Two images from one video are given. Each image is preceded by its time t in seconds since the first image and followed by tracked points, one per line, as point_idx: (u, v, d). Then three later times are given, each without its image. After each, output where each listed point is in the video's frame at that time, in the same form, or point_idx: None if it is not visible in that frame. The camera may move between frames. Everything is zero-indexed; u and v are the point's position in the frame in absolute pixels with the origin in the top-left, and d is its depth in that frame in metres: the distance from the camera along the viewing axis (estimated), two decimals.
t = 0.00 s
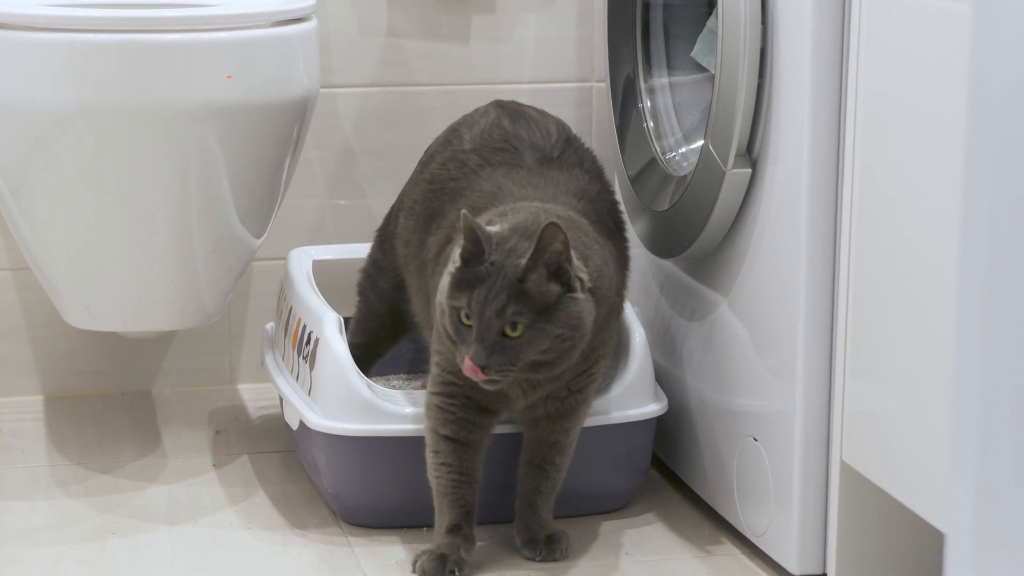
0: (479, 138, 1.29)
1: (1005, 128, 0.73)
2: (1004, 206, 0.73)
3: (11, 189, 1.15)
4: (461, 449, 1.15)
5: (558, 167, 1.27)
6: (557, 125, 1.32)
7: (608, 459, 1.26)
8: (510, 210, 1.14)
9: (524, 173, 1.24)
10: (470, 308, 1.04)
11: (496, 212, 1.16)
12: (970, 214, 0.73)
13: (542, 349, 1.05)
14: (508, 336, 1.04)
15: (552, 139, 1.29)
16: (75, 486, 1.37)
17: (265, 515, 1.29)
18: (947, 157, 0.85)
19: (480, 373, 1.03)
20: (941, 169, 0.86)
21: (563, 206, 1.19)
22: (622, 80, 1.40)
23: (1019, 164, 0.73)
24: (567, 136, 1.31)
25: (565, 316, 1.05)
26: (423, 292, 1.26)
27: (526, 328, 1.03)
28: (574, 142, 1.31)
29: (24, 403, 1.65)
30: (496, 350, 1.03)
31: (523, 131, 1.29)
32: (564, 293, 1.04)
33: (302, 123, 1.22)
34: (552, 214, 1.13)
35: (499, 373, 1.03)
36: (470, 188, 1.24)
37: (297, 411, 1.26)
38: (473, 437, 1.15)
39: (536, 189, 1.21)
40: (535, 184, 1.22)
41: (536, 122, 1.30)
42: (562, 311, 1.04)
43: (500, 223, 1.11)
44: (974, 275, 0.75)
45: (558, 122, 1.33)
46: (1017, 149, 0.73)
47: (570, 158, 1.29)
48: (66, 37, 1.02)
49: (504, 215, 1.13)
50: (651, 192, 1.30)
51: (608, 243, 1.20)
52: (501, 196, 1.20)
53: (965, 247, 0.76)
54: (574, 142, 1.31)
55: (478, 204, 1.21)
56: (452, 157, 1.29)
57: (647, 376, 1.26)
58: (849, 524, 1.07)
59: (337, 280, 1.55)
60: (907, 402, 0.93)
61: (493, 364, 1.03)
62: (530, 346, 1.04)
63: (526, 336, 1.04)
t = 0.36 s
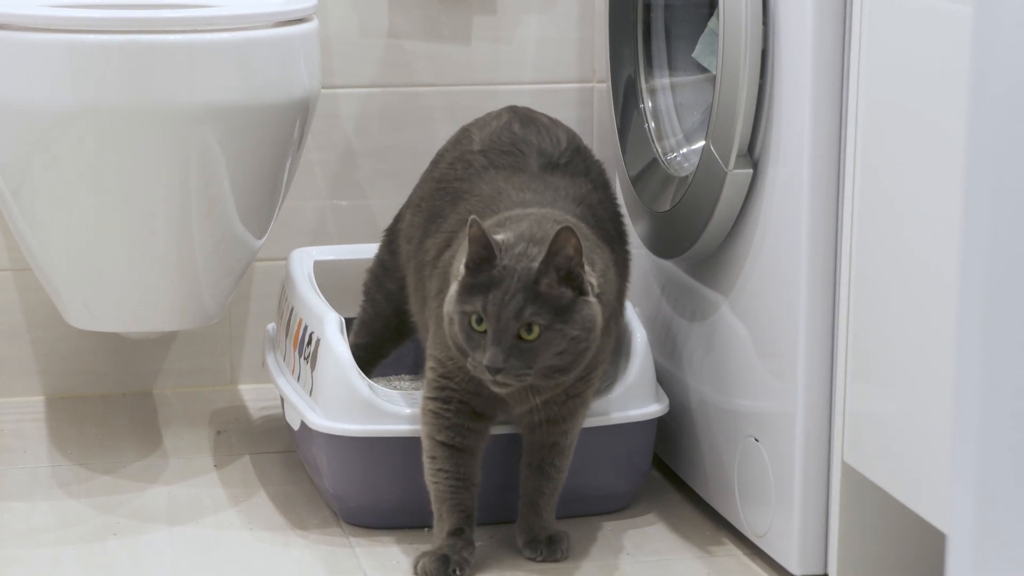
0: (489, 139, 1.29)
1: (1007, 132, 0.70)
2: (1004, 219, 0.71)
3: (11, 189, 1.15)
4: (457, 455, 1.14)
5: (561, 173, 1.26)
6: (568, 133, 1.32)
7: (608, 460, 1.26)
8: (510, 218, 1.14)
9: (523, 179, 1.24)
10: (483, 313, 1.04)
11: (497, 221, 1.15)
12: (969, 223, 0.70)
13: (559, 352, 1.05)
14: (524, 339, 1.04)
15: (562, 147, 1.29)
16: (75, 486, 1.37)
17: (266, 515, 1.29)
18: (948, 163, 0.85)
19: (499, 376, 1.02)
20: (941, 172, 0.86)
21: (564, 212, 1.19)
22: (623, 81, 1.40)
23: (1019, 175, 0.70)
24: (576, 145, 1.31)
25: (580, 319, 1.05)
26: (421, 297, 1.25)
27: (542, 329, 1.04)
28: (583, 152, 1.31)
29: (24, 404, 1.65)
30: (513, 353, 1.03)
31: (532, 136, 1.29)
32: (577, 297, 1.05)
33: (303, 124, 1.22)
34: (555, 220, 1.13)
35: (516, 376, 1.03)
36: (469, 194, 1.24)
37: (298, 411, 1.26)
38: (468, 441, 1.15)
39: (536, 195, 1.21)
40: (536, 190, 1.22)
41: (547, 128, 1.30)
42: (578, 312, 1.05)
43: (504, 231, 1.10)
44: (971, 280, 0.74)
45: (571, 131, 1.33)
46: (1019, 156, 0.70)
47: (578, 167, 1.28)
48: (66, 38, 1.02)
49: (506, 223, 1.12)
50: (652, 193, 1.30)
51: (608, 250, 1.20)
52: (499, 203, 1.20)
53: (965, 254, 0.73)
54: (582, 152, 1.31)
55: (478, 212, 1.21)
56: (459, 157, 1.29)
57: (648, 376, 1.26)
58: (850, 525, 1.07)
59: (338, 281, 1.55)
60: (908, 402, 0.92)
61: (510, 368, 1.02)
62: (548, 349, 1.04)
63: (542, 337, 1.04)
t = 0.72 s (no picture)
0: (504, 137, 1.29)
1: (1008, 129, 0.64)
2: (1003, 221, 0.66)
3: (12, 190, 1.15)
4: (455, 459, 1.14)
5: (566, 179, 1.26)
6: (583, 141, 1.32)
7: (608, 461, 1.26)
8: (513, 225, 1.14)
9: (526, 183, 1.24)
10: (486, 324, 1.04)
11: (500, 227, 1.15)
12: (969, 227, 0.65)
13: (565, 361, 1.05)
14: (529, 350, 1.04)
15: (575, 153, 1.29)
16: (76, 487, 1.37)
17: (266, 516, 1.29)
18: (948, 164, 0.85)
19: (506, 387, 1.02)
20: (942, 169, 0.86)
21: (568, 219, 1.19)
22: (624, 81, 1.40)
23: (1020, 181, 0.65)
24: (589, 153, 1.31)
25: (585, 330, 1.05)
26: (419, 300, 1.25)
27: (549, 339, 1.04)
28: (594, 160, 1.31)
29: (26, 405, 1.65)
30: (520, 363, 1.03)
31: (547, 140, 1.29)
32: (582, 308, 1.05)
33: (303, 125, 1.22)
34: (557, 228, 1.13)
35: (522, 388, 1.03)
36: (469, 198, 1.24)
37: (298, 412, 1.26)
38: (466, 445, 1.15)
39: (540, 199, 1.21)
40: (542, 194, 1.22)
41: (563, 134, 1.30)
42: (583, 323, 1.05)
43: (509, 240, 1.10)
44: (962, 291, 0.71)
45: (587, 140, 1.33)
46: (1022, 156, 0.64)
47: (585, 173, 1.28)
48: (66, 39, 1.03)
49: (511, 231, 1.12)
50: (653, 194, 1.30)
51: (609, 257, 1.20)
52: (499, 208, 1.20)
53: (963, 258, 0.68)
54: (595, 160, 1.31)
55: (479, 215, 1.21)
56: (472, 152, 1.29)
57: (649, 378, 1.26)
58: (850, 525, 1.07)
59: (339, 282, 1.55)
60: (908, 403, 0.92)
61: (516, 379, 1.02)
62: (552, 360, 1.04)
63: (548, 347, 1.04)
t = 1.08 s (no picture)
0: (504, 139, 1.29)
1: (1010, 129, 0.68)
2: (1005, 222, 0.69)
3: (11, 190, 1.15)
4: (454, 461, 1.14)
5: (566, 182, 1.26)
6: (583, 144, 1.32)
7: (608, 462, 1.26)
8: (512, 230, 1.14)
9: (526, 186, 1.24)
10: (490, 330, 1.04)
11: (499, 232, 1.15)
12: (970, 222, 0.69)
13: (571, 365, 1.06)
14: (536, 355, 1.04)
15: (574, 156, 1.29)
16: (76, 488, 1.37)
17: (265, 517, 1.29)
18: (947, 165, 0.85)
19: (514, 394, 1.02)
20: (942, 168, 0.86)
21: (568, 222, 1.19)
22: (623, 82, 1.40)
23: (1020, 175, 0.68)
24: (589, 156, 1.31)
25: (591, 333, 1.05)
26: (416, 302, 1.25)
27: (555, 343, 1.04)
28: (594, 163, 1.31)
29: (25, 406, 1.65)
30: (527, 369, 1.03)
31: (548, 144, 1.29)
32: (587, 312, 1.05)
33: (303, 126, 1.22)
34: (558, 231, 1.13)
35: (530, 393, 1.03)
36: (467, 200, 1.24)
37: (298, 413, 1.26)
38: (464, 448, 1.15)
39: (540, 203, 1.21)
40: (542, 198, 1.22)
41: (563, 137, 1.31)
42: (589, 326, 1.05)
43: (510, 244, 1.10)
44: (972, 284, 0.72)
45: (588, 143, 1.33)
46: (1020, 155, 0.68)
47: (585, 176, 1.28)
48: (66, 40, 1.03)
49: (511, 235, 1.12)
50: (652, 195, 1.30)
51: (609, 260, 1.20)
52: (496, 211, 1.20)
53: (965, 260, 0.72)
54: (595, 163, 1.31)
55: (478, 218, 1.20)
56: (472, 153, 1.29)
57: (648, 379, 1.26)
58: (849, 526, 1.07)
59: (339, 283, 1.55)
60: (907, 403, 0.93)
61: (523, 385, 1.03)
62: (559, 364, 1.04)
63: (555, 352, 1.04)
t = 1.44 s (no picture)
0: (499, 141, 1.29)
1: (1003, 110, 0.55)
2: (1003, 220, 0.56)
3: (11, 191, 1.15)
4: (453, 463, 1.14)
5: (565, 183, 1.26)
6: (579, 145, 1.32)
7: (607, 462, 1.26)
8: (510, 232, 1.13)
9: (523, 187, 1.24)
10: (492, 333, 1.03)
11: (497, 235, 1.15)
12: (964, 222, 0.56)
13: (574, 367, 1.06)
14: (538, 358, 1.04)
15: (570, 157, 1.29)
16: (75, 489, 1.37)
17: (265, 517, 1.29)
18: (947, 165, 0.85)
19: (517, 396, 1.02)
20: (942, 169, 0.86)
21: (567, 224, 1.19)
22: (623, 82, 1.40)
23: (1020, 175, 0.56)
24: (585, 157, 1.31)
25: (593, 335, 1.05)
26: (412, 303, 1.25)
27: (557, 346, 1.04)
28: (591, 164, 1.31)
29: (24, 406, 1.65)
30: (530, 372, 1.03)
31: (542, 145, 1.29)
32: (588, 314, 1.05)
33: (302, 126, 1.22)
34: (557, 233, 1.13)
35: (532, 396, 1.03)
36: (464, 201, 1.24)
37: (296, 413, 1.26)
38: (464, 450, 1.15)
39: (538, 204, 1.21)
40: (540, 199, 1.22)
41: (558, 138, 1.30)
42: (592, 328, 1.05)
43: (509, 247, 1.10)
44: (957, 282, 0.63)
45: (582, 143, 1.33)
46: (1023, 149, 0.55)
47: (582, 177, 1.29)
48: (66, 40, 1.03)
49: (511, 238, 1.12)
50: (651, 196, 1.30)
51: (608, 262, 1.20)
52: (493, 214, 1.20)
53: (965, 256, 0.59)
54: (591, 164, 1.31)
55: (475, 221, 1.20)
56: (467, 155, 1.29)
57: (648, 378, 1.26)
58: (848, 526, 1.07)
59: (338, 283, 1.55)
60: (906, 402, 0.93)
61: (526, 388, 1.03)
62: (562, 367, 1.05)
63: (558, 354, 1.04)
